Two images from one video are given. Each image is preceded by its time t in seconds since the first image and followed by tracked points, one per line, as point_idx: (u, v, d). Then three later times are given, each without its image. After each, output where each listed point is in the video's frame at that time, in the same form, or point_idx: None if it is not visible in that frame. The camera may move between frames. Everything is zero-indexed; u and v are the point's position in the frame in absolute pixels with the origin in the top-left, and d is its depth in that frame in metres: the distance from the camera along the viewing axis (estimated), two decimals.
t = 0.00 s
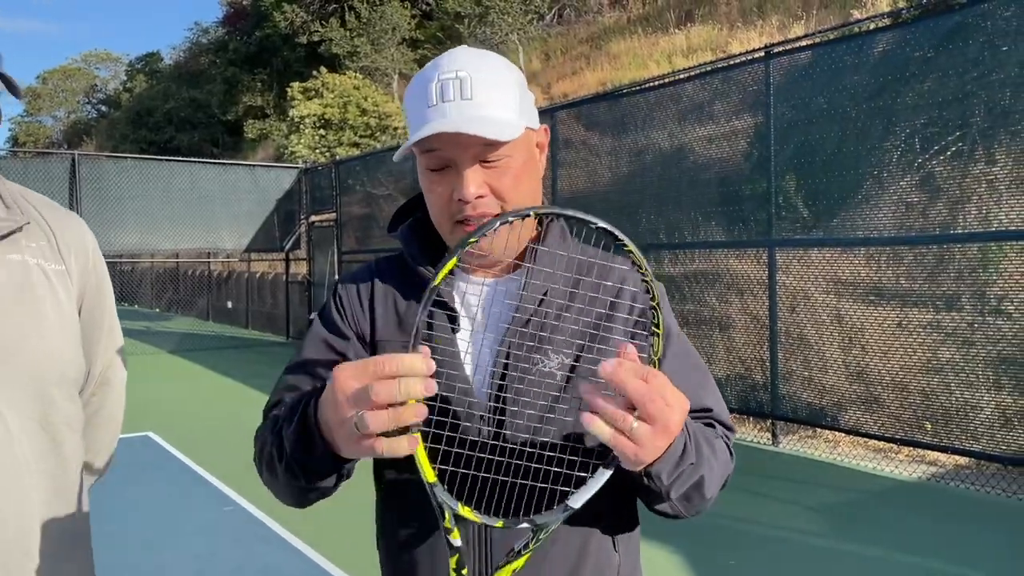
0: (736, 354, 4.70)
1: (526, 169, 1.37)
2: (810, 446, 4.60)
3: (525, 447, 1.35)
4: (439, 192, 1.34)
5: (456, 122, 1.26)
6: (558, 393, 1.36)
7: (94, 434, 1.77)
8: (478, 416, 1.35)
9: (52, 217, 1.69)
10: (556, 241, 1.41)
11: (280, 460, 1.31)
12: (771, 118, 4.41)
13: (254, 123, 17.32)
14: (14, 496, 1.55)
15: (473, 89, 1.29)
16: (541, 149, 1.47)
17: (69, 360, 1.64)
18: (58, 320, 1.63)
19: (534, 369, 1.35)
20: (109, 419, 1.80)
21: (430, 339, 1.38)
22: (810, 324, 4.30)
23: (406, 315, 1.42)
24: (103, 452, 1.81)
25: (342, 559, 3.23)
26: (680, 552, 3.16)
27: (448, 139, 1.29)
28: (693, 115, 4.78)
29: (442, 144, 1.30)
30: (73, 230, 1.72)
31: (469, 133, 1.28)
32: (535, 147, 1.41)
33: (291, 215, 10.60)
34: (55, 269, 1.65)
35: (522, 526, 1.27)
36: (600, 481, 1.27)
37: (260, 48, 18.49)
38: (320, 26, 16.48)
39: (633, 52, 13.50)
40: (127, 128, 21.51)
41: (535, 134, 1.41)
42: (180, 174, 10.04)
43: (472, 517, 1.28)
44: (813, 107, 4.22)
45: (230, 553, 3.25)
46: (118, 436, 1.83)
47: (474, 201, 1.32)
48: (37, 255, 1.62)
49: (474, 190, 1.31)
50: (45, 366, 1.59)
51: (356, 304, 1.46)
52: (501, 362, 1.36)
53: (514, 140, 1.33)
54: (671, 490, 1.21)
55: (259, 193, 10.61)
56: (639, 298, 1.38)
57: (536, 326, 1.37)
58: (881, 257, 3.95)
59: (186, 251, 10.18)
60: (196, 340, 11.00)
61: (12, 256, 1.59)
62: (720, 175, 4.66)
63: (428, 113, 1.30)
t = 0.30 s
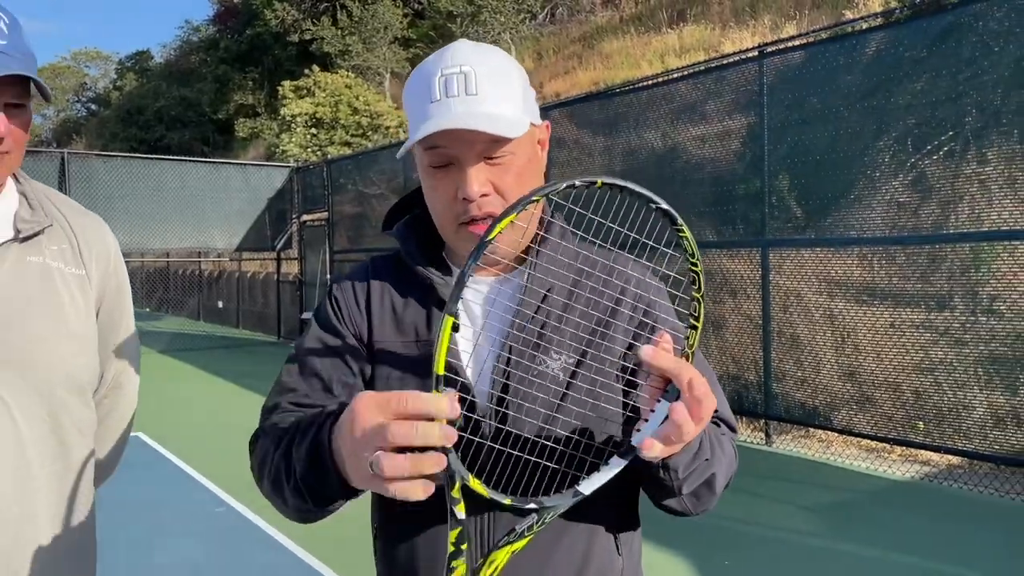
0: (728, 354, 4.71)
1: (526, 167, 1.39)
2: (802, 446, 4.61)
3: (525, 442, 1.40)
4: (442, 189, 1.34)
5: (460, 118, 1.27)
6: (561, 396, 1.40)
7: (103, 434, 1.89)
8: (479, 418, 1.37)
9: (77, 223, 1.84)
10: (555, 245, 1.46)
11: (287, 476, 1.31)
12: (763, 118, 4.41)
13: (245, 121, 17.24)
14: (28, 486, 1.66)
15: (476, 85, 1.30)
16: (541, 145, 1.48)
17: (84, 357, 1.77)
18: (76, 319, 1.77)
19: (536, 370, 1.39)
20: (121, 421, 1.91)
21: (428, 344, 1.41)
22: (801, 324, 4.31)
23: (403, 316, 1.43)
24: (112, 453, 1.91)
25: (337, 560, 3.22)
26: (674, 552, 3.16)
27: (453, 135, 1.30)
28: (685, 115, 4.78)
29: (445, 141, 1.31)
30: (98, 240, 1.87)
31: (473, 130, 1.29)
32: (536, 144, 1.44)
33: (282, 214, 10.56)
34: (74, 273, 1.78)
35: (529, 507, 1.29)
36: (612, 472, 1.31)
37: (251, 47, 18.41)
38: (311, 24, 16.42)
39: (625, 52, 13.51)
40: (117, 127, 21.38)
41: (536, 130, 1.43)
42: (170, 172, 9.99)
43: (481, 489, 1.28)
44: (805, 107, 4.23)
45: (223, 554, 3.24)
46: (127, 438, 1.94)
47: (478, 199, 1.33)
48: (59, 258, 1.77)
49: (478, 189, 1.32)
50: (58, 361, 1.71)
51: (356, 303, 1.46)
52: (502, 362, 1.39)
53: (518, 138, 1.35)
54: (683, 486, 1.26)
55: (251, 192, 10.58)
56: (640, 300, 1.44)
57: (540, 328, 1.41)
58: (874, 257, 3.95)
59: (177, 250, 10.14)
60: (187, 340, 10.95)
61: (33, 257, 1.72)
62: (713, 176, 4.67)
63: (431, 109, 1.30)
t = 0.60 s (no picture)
0: (721, 354, 4.71)
1: (539, 156, 1.42)
2: (795, 445, 4.63)
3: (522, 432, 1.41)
4: (454, 167, 1.35)
5: (481, 91, 1.30)
6: (563, 396, 1.41)
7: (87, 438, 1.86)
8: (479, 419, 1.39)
9: (62, 224, 1.83)
10: (554, 242, 1.49)
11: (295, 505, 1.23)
12: (756, 118, 4.42)
13: (236, 120, 17.17)
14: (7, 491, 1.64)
15: (496, 62, 1.34)
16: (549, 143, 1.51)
17: (67, 359, 1.75)
18: (59, 320, 1.75)
19: (536, 372, 1.41)
20: (105, 424, 1.88)
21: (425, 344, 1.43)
22: (795, 323, 4.32)
23: (400, 316, 1.44)
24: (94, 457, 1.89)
25: (330, 562, 3.20)
26: (668, 552, 3.15)
27: (470, 109, 1.33)
28: (678, 115, 4.78)
29: (462, 115, 1.34)
30: (85, 242, 1.86)
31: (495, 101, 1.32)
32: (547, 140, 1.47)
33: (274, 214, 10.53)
34: (58, 273, 1.77)
35: (535, 499, 1.30)
36: (618, 460, 1.32)
37: (242, 45, 18.34)
38: (303, 23, 16.38)
39: (618, 51, 13.52)
40: (108, 126, 21.28)
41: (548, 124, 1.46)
42: (161, 171, 9.95)
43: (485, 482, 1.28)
44: (797, 108, 4.23)
45: (215, 554, 3.22)
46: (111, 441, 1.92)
47: (492, 179, 1.34)
48: (43, 258, 1.75)
49: (493, 169, 1.34)
50: (41, 361, 1.70)
51: (348, 304, 1.46)
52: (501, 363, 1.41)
53: (534, 122, 1.38)
54: (689, 477, 1.26)
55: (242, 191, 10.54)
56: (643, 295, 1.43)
57: (536, 330, 1.43)
58: (867, 256, 3.96)
59: (168, 250, 10.10)
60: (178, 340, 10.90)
61: (17, 257, 1.71)
62: (706, 175, 4.67)
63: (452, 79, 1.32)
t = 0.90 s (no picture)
0: (715, 354, 4.72)
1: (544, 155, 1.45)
2: (790, 445, 4.63)
3: (517, 437, 1.39)
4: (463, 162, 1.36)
5: (493, 84, 1.31)
6: (562, 399, 1.39)
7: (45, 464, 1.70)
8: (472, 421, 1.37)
9: (23, 229, 1.66)
10: (552, 241, 1.47)
11: (297, 528, 1.25)
12: (750, 118, 4.41)
13: (228, 119, 17.12)
14: None
15: (511, 56, 1.34)
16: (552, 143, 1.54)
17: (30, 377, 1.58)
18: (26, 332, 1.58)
19: (535, 373, 1.38)
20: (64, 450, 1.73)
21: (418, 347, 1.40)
22: (789, 323, 4.32)
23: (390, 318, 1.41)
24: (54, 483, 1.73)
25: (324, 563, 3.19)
26: (663, 553, 3.15)
27: (481, 102, 1.35)
28: (671, 115, 4.78)
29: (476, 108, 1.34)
30: (48, 248, 1.68)
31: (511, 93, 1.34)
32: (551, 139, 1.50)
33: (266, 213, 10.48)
34: (22, 283, 1.59)
35: (510, 476, 1.30)
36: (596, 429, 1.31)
37: (234, 44, 18.27)
38: (295, 22, 16.33)
39: (611, 51, 13.53)
40: (99, 125, 21.19)
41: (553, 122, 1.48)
42: (152, 170, 9.89)
43: (453, 464, 1.30)
44: (791, 107, 4.24)
45: (206, 557, 3.19)
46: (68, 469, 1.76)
47: (500, 174, 1.36)
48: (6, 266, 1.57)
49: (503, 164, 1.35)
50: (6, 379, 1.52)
51: (342, 305, 1.45)
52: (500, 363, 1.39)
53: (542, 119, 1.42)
54: (673, 481, 1.25)
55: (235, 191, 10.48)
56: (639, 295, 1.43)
57: (535, 330, 1.40)
58: (860, 256, 3.97)
59: (159, 250, 10.04)
60: (170, 340, 10.84)
61: None
62: (699, 176, 4.67)
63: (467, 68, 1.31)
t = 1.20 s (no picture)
0: (709, 354, 4.73)
1: (536, 152, 1.42)
2: (784, 446, 4.64)
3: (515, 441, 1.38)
4: (449, 168, 1.35)
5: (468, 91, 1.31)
6: (555, 409, 1.35)
7: None
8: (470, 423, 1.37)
9: None
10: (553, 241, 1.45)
11: (300, 512, 1.26)
12: (744, 118, 4.42)
13: (221, 119, 17.09)
14: None
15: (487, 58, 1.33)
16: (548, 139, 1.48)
17: None
18: None
19: (530, 377, 1.36)
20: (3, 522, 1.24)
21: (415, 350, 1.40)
22: (783, 324, 4.32)
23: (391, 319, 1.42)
24: None
25: (318, 565, 3.18)
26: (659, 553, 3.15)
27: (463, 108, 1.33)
28: (664, 116, 4.80)
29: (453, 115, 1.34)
30: None
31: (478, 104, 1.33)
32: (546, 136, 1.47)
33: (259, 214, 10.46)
34: None
35: (488, 420, 1.24)
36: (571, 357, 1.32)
37: (227, 44, 18.22)
38: (289, 22, 16.30)
39: (604, 51, 13.53)
40: (92, 125, 21.12)
41: (546, 126, 1.45)
42: (146, 171, 9.87)
43: (427, 416, 1.27)
44: (785, 108, 4.24)
45: (199, 560, 3.18)
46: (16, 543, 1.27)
47: (487, 179, 1.34)
48: None
49: (485, 168, 1.34)
50: None
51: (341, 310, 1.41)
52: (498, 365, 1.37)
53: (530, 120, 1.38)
54: (621, 560, 1.21)
55: (228, 191, 10.46)
56: (637, 300, 1.37)
57: (532, 333, 1.38)
58: (854, 256, 3.98)
59: (152, 250, 10.01)
60: (163, 341, 10.81)
61: None
62: (693, 176, 4.68)
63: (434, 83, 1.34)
